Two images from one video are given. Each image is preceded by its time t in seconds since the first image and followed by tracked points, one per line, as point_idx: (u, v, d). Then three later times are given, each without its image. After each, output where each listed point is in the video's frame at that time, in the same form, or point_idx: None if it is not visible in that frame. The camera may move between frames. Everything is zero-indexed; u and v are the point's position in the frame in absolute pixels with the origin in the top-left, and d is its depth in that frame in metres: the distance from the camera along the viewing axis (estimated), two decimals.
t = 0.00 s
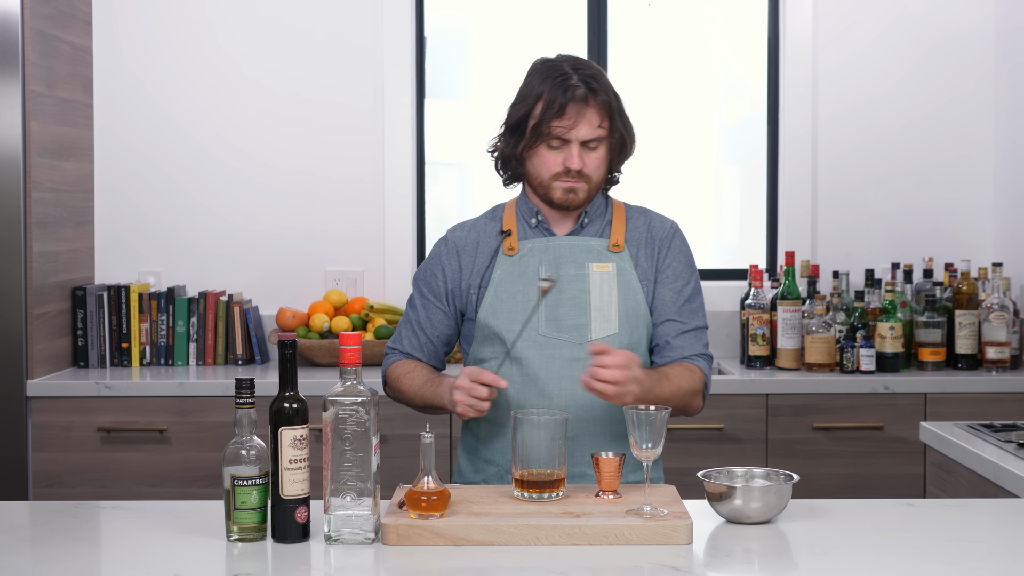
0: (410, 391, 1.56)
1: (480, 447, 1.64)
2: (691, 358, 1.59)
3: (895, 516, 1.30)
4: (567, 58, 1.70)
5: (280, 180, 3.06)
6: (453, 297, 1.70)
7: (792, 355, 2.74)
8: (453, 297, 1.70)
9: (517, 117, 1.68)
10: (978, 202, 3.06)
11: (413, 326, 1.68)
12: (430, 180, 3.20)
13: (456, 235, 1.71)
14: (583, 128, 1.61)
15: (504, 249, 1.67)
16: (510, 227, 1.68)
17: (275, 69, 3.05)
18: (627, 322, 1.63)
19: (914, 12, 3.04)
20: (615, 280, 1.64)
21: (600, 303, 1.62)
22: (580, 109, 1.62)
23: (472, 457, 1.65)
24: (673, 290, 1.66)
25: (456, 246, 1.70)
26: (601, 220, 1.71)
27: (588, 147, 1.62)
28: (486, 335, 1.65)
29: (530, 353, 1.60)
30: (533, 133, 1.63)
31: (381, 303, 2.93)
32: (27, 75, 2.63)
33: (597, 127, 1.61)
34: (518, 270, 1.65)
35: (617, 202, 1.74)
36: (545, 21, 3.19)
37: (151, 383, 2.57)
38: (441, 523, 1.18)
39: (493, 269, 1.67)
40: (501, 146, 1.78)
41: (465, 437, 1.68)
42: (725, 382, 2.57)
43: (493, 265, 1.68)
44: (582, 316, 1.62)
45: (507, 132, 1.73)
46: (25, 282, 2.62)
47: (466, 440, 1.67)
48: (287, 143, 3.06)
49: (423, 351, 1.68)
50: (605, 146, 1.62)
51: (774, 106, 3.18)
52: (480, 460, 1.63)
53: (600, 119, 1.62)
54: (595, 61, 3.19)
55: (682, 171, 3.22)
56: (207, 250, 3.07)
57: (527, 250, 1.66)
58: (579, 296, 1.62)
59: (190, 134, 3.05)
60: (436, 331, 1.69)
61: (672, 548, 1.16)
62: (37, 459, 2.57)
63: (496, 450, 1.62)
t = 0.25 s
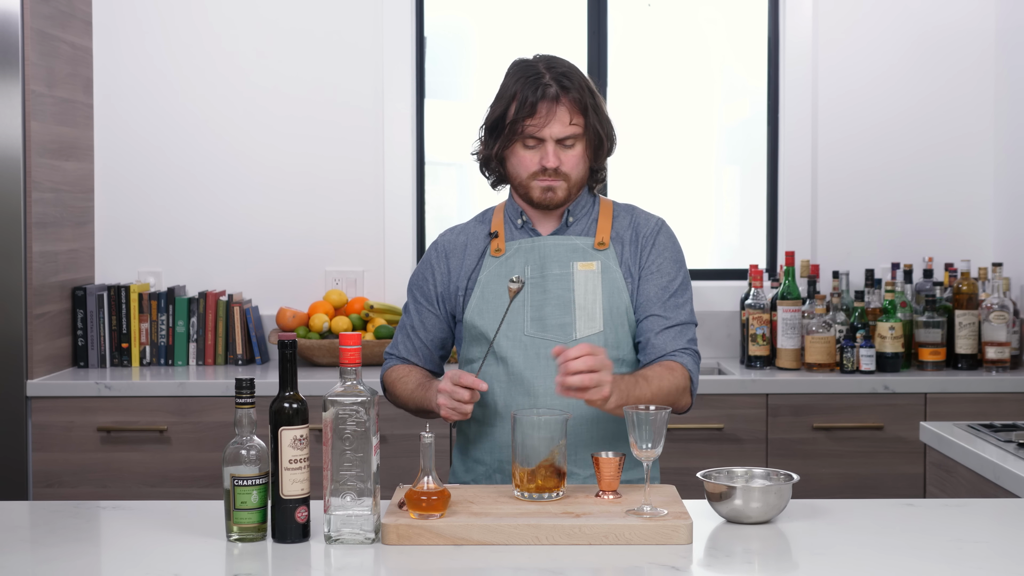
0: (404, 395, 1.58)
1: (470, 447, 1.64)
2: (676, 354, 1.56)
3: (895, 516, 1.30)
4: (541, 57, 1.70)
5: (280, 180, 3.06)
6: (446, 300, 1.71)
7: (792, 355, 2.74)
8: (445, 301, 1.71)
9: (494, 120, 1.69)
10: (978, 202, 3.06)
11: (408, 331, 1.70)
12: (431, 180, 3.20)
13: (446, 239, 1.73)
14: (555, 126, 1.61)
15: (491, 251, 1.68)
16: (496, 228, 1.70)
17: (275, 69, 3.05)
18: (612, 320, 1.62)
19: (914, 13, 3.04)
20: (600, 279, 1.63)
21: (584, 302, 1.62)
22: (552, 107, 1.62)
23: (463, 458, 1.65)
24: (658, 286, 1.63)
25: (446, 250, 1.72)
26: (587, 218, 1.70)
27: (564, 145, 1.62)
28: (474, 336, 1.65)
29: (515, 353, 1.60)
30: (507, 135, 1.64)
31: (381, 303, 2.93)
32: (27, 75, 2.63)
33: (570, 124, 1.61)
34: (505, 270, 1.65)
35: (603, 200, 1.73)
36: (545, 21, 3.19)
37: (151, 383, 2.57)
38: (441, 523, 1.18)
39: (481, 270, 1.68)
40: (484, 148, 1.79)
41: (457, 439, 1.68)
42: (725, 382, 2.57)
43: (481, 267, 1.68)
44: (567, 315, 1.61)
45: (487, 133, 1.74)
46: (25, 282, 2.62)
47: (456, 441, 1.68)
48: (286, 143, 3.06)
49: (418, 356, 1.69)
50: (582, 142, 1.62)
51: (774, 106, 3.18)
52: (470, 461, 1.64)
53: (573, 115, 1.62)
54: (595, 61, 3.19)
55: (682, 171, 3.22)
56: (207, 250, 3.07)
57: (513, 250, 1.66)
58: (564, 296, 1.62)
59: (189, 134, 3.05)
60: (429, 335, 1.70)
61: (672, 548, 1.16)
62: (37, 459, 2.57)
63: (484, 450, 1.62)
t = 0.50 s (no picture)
0: (415, 396, 1.57)
1: (473, 447, 1.64)
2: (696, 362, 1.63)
3: (895, 516, 1.30)
4: (555, 56, 1.70)
5: (280, 180, 3.06)
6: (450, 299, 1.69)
7: (792, 355, 2.74)
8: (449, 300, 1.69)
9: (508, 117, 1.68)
10: (978, 202, 3.06)
11: (412, 332, 1.67)
12: (430, 180, 3.20)
13: (449, 238, 1.70)
14: (573, 125, 1.61)
15: (497, 250, 1.67)
16: (502, 228, 1.69)
17: (274, 69, 3.05)
18: (620, 321, 1.62)
19: (914, 13, 3.04)
20: (609, 279, 1.64)
21: (593, 302, 1.62)
22: (571, 106, 1.62)
23: (467, 457, 1.65)
24: (673, 293, 1.67)
25: (450, 249, 1.69)
26: (594, 219, 1.71)
27: (580, 144, 1.62)
28: (479, 334, 1.64)
29: (524, 351, 1.60)
30: (525, 133, 1.63)
31: (381, 303, 2.93)
32: (27, 75, 2.63)
33: (587, 124, 1.62)
34: (512, 269, 1.65)
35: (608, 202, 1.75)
36: (545, 21, 3.19)
37: (151, 383, 2.57)
38: (441, 523, 1.18)
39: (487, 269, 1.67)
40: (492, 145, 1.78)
41: (460, 438, 1.67)
42: (724, 382, 2.57)
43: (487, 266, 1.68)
44: (576, 314, 1.61)
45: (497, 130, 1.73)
46: (25, 282, 2.62)
47: (461, 441, 1.67)
48: (286, 143, 3.06)
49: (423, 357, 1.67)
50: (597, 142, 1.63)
51: (774, 106, 3.18)
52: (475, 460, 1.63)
53: (590, 114, 1.63)
54: (595, 62, 3.19)
55: (682, 171, 3.22)
56: (207, 250, 3.07)
57: (520, 249, 1.66)
58: (572, 295, 1.62)
59: (190, 134, 3.05)
60: (435, 336, 1.68)
61: (672, 548, 1.16)
62: (37, 459, 2.57)
63: (489, 450, 1.61)
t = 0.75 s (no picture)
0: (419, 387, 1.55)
1: (482, 447, 1.63)
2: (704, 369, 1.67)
3: (895, 516, 1.30)
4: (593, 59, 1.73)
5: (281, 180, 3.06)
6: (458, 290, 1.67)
7: (792, 355, 2.74)
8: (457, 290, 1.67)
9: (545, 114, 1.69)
10: (978, 201, 3.06)
11: (414, 317, 1.64)
12: (430, 180, 3.20)
13: (466, 231, 1.69)
14: (615, 128, 1.64)
15: (515, 247, 1.67)
16: (520, 224, 1.69)
17: (274, 68, 3.05)
18: (639, 323, 1.63)
19: (914, 12, 3.04)
20: (628, 282, 1.65)
21: (613, 303, 1.63)
22: (615, 109, 1.65)
23: (476, 457, 1.65)
24: (686, 299, 1.70)
25: (466, 242, 1.69)
26: (610, 223, 1.73)
27: (617, 147, 1.65)
28: (497, 332, 1.63)
29: (544, 351, 1.60)
30: (566, 130, 1.64)
31: (381, 303, 2.93)
32: (27, 75, 2.63)
33: (627, 128, 1.65)
34: (531, 267, 1.65)
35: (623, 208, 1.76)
36: (545, 21, 3.19)
37: (151, 383, 2.57)
38: (441, 523, 1.18)
39: (505, 266, 1.67)
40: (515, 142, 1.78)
41: (465, 437, 1.67)
42: (724, 382, 2.57)
43: (505, 264, 1.67)
44: (596, 315, 1.62)
45: (526, 126, 1.73)
46: (25, 282, 2.62)
47: (468, 440, 1.66)
48: (286, 143, 3.06)
49: (421, 343, 1.64)
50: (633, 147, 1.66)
51: (774, 106, 3.18)
52: (485, 460, 1.63)
53: (630, 119, 1.66)
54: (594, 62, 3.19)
55: (681, 170, 3.22)
56: (207, 250, 3.07)
57: (539, 248, 1.67)
58: (593, 295, 1.63)
59: (189, 134, 3.05)
60: (439, 324, 1.66)
61: (672, 548, 1.16)
62: (37, 459, 2.57)
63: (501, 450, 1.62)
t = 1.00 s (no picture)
0: (423, 388, 1.55)
1: (484, 446, 1.63)
2: (706, 372, 1.68)
3: (895, 516, 1.30)
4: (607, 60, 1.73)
5: (281, 180, 3.06)
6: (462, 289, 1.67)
7: (792, 355, 2.74)
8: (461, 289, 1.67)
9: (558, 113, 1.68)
10: (978, 201, 3.06)
11: (419, 315, 1.64)
12: (430, 180, 3.20)
13: (471, 229, 1.69)
14: (628, 130, 1.65)
15: (521, 246, 1.67)
16: (526, 224, 1.69)
17: (274, 68, 3.05)
18: (643, 324, 1.63)
19: (914, 12, 3.04)
20: (633, 283, 1.65)
21: (618, 304, 1.63)
22: (630, 111, 1.65)
23: (478, 456, 1.65)
24: (690, 301, 1.70)
25: (471, 240, 1.68)
26: (616, 224, 1.73)
27: (629, 149, 1.66)
28: (501, 331, 1.63)
29: (548, 350, 1.60)
30: (579, 129, 1.64)
31: (381, 303, 2.93)
32: (27, 75, 2.63)
33: (640, 131, 1.66)
34: (536, 267, 1.65)
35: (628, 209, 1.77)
36: (545, 21, 3.19)
37: (151, 383, 2.57)
38: (441, 523, 1.18)
39: (510, 266, 1.67)
40: (525, 140, 1.78)
41: (467, 436, 1.67)
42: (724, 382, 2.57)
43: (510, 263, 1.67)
44: (601, 315, 1.62)
45: (537, 124, 1.73)
46: (25, 282, 2.62)
47: (470, 440, 1.66)
48: (286, 143, 3.06)
49: (426, 342, 1.64)
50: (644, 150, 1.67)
51: (774, 106, 3.18)
52: (486, 459, 1.63)
53: (643, 123, 1.67)
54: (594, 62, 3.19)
55: (681, 170, 3.22)
56: (207, 250, 3.07)
57: (545, 247, 1.66)
58: (597, 296, 1.63)
59: (189, 134, 3.05)
60: (444, 322, 1.66)
61: (672, 548, 1.16)
62: (37, 459, 2.57)
63: (503, 448, 1.62)
